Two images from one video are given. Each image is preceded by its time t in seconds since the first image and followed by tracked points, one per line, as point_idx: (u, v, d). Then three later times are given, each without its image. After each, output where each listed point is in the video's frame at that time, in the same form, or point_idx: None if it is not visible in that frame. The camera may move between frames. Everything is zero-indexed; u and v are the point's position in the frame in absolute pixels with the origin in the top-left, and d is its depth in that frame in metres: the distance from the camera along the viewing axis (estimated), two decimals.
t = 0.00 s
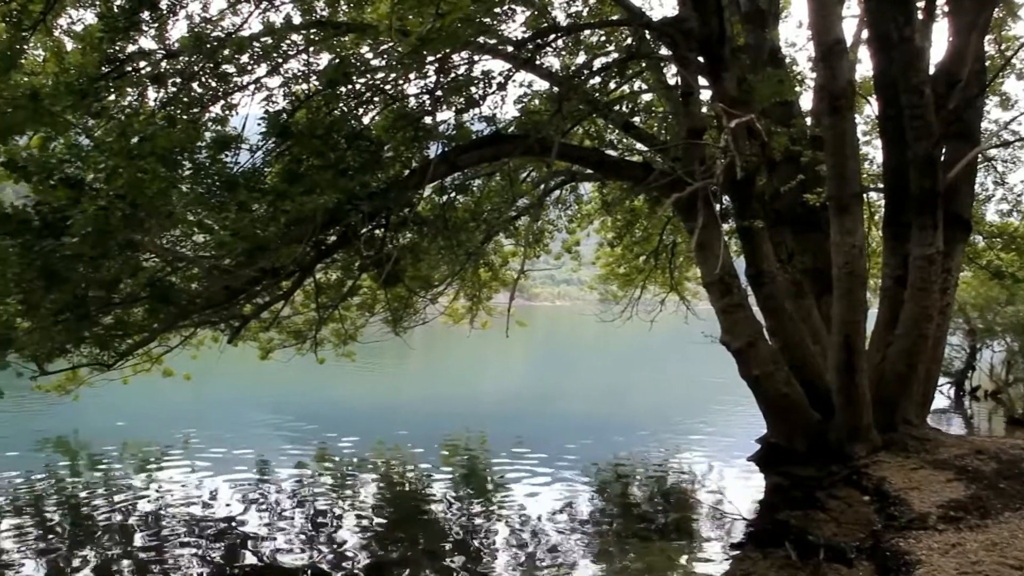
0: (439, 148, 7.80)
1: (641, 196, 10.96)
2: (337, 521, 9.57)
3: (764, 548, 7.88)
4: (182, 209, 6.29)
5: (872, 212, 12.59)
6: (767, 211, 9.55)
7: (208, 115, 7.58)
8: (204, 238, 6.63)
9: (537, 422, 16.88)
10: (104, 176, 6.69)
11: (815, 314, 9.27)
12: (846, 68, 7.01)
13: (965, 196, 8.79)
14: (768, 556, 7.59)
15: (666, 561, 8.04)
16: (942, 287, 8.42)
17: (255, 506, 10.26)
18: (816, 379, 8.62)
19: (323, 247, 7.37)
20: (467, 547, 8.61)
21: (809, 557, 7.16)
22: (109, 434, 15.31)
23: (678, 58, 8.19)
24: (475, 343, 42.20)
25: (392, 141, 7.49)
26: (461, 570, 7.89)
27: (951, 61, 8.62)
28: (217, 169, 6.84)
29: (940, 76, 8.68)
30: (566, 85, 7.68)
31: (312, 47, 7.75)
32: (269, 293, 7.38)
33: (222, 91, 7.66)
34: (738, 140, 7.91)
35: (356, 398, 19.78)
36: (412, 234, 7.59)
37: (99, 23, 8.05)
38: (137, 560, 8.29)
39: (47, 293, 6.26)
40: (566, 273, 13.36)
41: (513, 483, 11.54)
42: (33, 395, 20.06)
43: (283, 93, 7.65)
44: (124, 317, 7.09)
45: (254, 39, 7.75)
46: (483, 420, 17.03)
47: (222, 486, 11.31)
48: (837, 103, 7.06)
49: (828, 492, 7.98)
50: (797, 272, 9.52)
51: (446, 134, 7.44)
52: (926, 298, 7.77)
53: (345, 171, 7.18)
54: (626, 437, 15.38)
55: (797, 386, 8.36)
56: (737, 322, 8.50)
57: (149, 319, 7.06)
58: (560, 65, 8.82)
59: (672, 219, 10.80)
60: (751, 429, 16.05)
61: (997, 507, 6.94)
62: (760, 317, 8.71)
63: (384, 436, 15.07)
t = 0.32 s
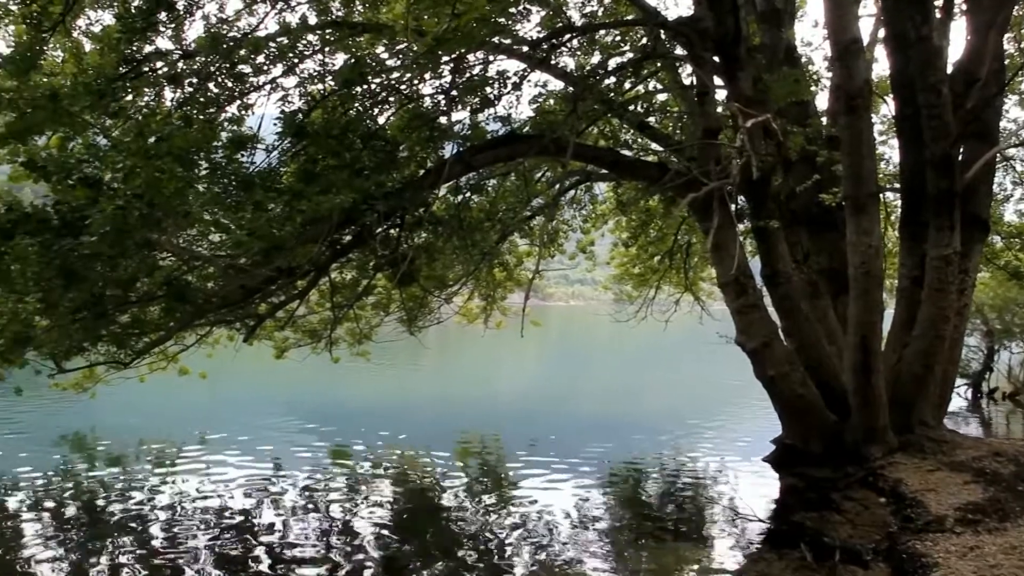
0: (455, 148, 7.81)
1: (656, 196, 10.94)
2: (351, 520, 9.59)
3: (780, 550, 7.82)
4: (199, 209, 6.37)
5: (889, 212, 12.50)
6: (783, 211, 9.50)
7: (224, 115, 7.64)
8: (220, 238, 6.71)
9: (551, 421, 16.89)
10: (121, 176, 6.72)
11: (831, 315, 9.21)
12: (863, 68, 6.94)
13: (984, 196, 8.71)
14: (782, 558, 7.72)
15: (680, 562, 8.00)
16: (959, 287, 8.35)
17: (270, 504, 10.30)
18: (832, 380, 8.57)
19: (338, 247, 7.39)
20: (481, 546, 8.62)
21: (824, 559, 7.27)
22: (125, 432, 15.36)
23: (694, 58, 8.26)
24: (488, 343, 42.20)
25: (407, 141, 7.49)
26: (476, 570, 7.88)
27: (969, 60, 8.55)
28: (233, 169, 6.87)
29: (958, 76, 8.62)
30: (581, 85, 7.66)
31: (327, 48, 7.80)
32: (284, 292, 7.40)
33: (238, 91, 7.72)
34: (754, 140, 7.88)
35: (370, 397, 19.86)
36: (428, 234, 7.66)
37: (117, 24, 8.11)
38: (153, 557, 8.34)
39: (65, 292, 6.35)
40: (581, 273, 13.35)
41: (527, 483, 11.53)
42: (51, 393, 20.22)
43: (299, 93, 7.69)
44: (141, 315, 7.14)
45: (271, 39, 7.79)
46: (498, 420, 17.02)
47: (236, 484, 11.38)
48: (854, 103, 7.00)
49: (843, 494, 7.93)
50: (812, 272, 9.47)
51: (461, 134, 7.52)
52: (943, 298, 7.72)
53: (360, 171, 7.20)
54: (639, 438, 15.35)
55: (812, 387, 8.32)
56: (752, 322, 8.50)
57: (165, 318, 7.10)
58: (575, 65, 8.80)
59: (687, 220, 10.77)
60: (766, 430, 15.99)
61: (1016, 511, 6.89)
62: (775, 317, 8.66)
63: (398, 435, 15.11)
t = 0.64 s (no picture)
0: (469, 149, 7.76)
1: (671, 197, 10.91)
2: (365, 521, 9.61)
3: (794, 553, 7.83)
4: (216, 210, 6.41)
5: (906, 212, 12.43)
6: (800, 212, 9.42)
7: (240, 117, 7.69)
8: (237, 238, 6.76)
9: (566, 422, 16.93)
10: (140, 178, 6.67)
11: (847, 316, 9.15)
12: (879, 68, 6.90)
13: (1002, 197, 8.64)
14: (799, 560, 7.67)
15: (695, 564, 7.99)
16: (977, 288, 8.27)
17: (284, 505, 10.33)
18: (848, 382, 8.50)
19: (354, 248, 7.41)
20: (495, 547, 8.64)
21: (841, 561, 7.24)
22: (141, 432, 15.46)
23: (709, 58, 8.17)
24: (502, 344, 42.22)
25: (422, 142, 7.55)
26: (489, 571, 7.89)
27: (987, 59, 8.50)
28: (250, 170, 6.98)
29: (976, 75, 8.55)
30: (596, 86, 7.67)
31: (343, 50, 7.89)
32: (300, 293, 7.40)
33: (254, 93, 7.76)
34: (770, 141, 7.92)
35: (384, 398, 19.96)
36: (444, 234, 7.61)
37: (134, 26, 8.17)
38: (169, 556, 8.39)
39: (83, 292, 6.50)
40: (595, 274, 13.32)
41: (542, 484, 11.51)
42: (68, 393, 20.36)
43: (315, 95, 7.76)
44: (158, 316, 7.18)
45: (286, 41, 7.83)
46: (512, 421, 17.03)
47: (251, 484, 11.47)
48: (870, 103, 6.96)
49: (859, 496, 7.89)
50: (829, 274, 9.40)
51: (476, 135, 7.42)
52: (961, 300, 7.67)
53: (376, 173, 7.28)
54: (654, 439, 15.33)
55: (828, 389, 8.27)
56: (767, 324, 8.48)
57: (181, 318, 7.14)
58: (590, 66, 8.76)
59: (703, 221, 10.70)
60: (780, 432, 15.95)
61: None
62: (791, 318, 8.62)
63: (414, 435, 15.16)
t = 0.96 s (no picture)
0: (484, 151, 7.72)
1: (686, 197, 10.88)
2: (381, 522, 9.63)
3: (811, 554, 7.81)
4: (233, 212, 6.55)
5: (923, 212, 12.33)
6: (818, 212, 9.35)
7: (256, 119, 7.72)
8: (254, 240, 6.89)
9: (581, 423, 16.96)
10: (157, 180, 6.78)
11: (864, 316, 9.10)
12: (898, 67, 6.73)
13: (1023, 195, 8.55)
14: (816, 562, 7.51)
15: (711, 564, 7.97)
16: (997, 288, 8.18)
17: (300, 506, 10.36)
18: (865, 383, 8.47)
19: (370, 249, 7.43)
20: (510, 548, 8.65)
21: (858, 564, 7.09)
22: (159, 433, 15.57)
23: (725, 58, 8.16)
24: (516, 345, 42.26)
25: (438, 144, 7.46)
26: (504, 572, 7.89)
27: (1006, 57, 8.46)
28: (266, 172, 6.94)
29: (994, 73, 8.50)
30: (611, 87, 7.65)
31: (358, 52, 7.92)
32: (316, 294, 7.40)
33: (269, 96, 7.81)
34: (787, 141, 7.91)
35: (399, 399, 20.05)
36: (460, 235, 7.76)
37: (151, 31, 8.20)
38: (186, 556, 8.45)
39: (103, 293, 6.60)
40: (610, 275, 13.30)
41: (558, 486, 11.48)
42: (87, 395, 20.54)
43: (330, 97, 7.78)
44: (175, 318, 7.19)
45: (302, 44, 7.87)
46: (528, 422, 17.06)
47: (267, 484, 11.53)
48: (888, 102, 6.83)
49: (877, 498, 7.84)
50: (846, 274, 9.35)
51: (491, 136, 7.29)
52: (980, 300, 7.58)
53: (390, 174, 7.33)
54: (669, 440, 15.30)
55: (845, 390, 8.30)
56: (785, 325, 8.42)
57: (198, 320, 7.18)
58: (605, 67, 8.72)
59: (718, 222, 10.67)
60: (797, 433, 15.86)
61: None
62: (808, 319, 8.61)
63: (430, 436, 15.22)
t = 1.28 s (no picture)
0: (499, 152, 7.67)
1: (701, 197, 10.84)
2: (395, 522, 9.64)
3: (828, 556, 7.77)
4: (248, 212, 6.52)
5: (941, 212, 12.22)
6: (835, 212, 9.24)
7: (272, 120, 7.74)
8: (269, 240, 6.82)
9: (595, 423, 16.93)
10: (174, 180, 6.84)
11: (881, 317, 9.04)
12: (915, 65, 6.42)
13: None
14: (832, 564, 7.46)
15: (726, 566, 7.94)
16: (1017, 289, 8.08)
17: (314, 505, 10.38)
18: (882, 384, 8.42)
19: (385, 249, 7.44)
20: (524, 548, 8.64)
21: (876, 566, 7.03)
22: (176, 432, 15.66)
23: (741, 58, 8.14)
24: (530, 345, 42.22)
25: (453, 144, 7.44)
26: (519, 572, 7.89)
27: None
28: (282, 173, 7.04)
29: (1014, 71, 8.42)
30: (627, 87, 7.64)
31: (373, 52, 7.94)
32: (332, 294, 7.40)
33: (285, 96, 7.84)
34: (804, 141, 7.86)
35: (414, 399, 20.10)
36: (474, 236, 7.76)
37: (168, 31, 8.24)
38: (203, 555, 8.49)
39: (120, 293, 6.72)
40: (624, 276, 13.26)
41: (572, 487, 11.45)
42: (104, 394, 20.67)
43: (345, 97, 7.84)
44: (191, 317, 7.22)
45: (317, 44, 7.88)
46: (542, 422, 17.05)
47: (282, 484, 11.56)
48: (905, 102, 6.54)
49: (894, 500, 7.79)
50: (862, 274, 9.29)
51: (505, 137, 7.29)
52: (999, 301, 7.49)
53: (406, 174, 7.35)
54: (683, 441, 15.25)
55: (861, 390, 8.26)
56: (800, 326, 8.42)
57: (213, 320, 7.20)
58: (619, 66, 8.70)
59: (734, 222, 10.61)
60: (813, 435, 15.78)
61: None
62: (823, 320, 8.59)
63: (444, 436, 15.25)
